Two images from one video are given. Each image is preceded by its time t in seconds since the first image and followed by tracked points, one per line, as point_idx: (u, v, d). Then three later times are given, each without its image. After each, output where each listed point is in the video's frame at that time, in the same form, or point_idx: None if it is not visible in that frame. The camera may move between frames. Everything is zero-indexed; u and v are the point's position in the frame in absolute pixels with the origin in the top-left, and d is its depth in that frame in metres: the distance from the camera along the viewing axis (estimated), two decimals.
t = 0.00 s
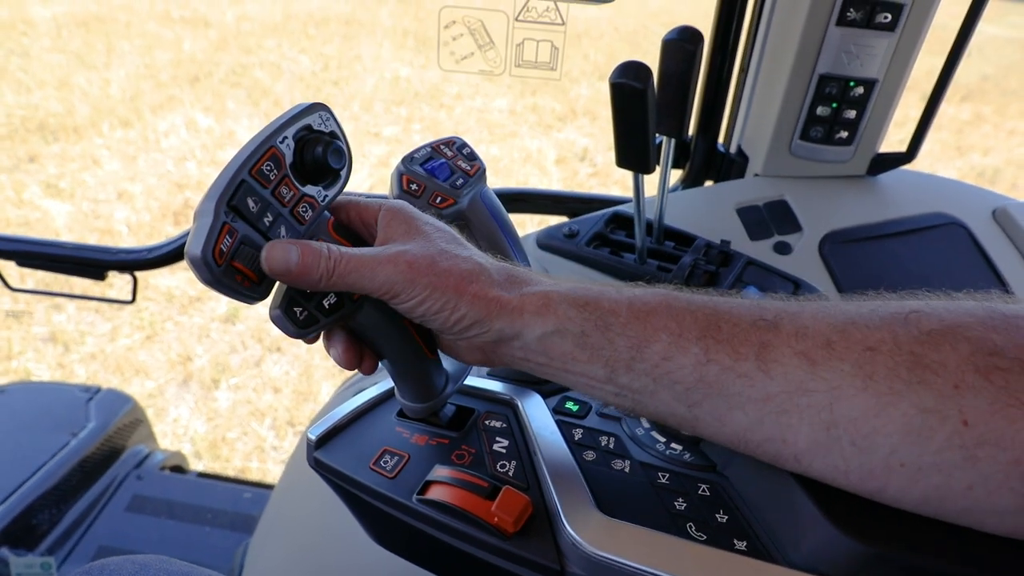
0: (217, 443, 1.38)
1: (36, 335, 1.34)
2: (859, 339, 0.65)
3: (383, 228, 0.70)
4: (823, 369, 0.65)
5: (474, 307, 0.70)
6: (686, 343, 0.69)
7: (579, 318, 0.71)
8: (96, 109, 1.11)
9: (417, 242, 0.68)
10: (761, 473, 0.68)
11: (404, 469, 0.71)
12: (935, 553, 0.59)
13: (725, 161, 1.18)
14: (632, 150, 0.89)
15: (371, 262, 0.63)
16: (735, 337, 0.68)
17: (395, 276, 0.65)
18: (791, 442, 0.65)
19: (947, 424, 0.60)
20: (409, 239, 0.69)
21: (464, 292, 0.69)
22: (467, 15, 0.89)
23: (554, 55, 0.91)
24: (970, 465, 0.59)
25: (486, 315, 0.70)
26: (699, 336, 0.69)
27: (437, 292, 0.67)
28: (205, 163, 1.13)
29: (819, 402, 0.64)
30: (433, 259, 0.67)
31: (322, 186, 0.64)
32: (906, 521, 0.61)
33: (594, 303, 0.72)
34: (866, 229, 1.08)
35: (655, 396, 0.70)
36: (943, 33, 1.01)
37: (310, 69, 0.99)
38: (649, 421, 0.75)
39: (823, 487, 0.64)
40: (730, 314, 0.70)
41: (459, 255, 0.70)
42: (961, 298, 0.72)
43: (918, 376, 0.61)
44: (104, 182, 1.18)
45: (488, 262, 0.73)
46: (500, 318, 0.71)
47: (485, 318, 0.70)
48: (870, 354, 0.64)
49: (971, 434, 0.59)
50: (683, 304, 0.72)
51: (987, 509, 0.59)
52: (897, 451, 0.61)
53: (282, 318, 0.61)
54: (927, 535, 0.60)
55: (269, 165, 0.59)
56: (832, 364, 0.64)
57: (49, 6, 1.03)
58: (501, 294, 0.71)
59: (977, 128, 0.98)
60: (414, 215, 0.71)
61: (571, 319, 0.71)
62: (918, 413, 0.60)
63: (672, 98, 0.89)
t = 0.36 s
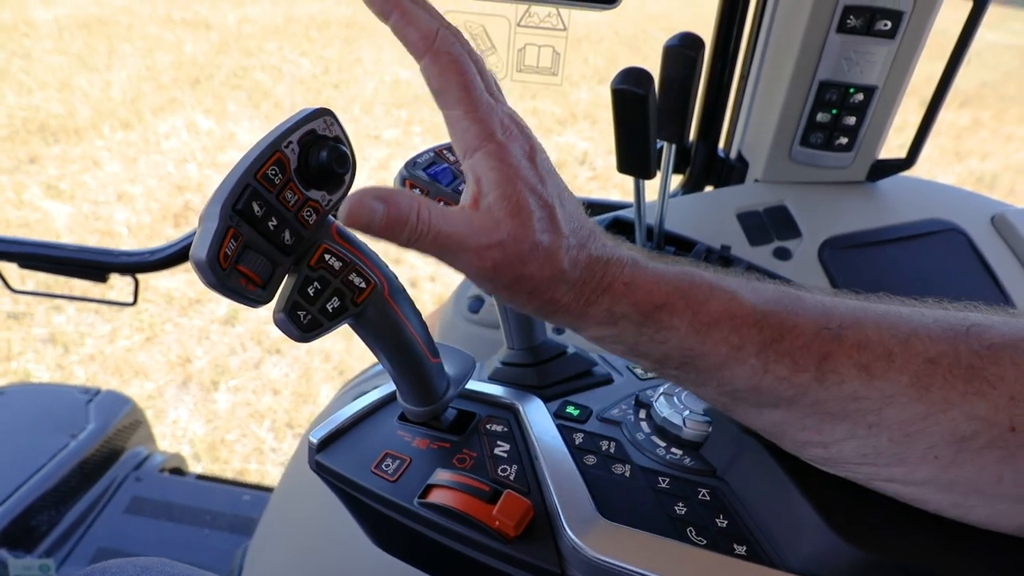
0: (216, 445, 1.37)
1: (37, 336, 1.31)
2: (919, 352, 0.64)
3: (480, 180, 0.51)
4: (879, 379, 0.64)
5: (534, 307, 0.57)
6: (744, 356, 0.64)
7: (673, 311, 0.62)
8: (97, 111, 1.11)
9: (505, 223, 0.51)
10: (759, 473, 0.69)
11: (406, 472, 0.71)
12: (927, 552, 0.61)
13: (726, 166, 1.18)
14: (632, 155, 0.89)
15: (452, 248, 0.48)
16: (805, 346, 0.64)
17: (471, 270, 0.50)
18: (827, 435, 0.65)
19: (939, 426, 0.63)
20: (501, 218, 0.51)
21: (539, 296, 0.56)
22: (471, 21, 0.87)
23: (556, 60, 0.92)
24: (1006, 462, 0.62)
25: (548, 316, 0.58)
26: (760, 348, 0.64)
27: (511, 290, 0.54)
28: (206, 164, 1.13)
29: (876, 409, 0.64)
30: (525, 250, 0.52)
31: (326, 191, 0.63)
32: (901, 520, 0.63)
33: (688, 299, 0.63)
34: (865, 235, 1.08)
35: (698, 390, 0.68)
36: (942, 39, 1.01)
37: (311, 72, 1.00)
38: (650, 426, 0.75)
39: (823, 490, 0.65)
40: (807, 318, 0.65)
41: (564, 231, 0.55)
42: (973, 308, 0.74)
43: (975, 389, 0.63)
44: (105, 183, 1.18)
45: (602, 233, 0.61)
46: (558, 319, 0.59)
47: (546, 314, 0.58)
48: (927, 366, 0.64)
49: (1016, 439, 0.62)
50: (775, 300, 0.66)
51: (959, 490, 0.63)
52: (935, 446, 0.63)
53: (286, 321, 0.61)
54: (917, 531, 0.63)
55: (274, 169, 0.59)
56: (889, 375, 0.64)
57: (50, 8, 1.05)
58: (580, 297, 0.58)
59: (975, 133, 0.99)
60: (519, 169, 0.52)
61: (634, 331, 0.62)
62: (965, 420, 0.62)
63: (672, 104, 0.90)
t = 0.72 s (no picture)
0: (213, 445, 1.38)
1: (31, 335, 1.34)
2: (912, 374, 0.64)
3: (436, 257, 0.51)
4: (874, 404, 0.63)
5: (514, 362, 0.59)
6: (735, 391, 0.64)
7: (657, 353, 0.63)
8: (94, 108, 1.09)
9: (467, 288, 0.52)
10: (764, 473, 0.68)
11: (410, 472, 0.70)
12: (940, 556, 0.61)
13: (729, 166, 1.21)
14: (637, 154, 0.89)
15: (412, 329, 0.51)
16: (793, 378, 0.64)
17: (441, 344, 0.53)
18: (825, 456, 0.65)
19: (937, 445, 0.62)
20: (467, 292, 0.52)
21: (516, 355, 0.58)
22: (473, 20, 0.89)
23: (558, 60, 0.92)
24: (1006, 475, 0.61)
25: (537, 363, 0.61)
26: (751, 382, 0.64)
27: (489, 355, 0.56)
28: (204, 163, 1.13)
29: (887, 434, 0.63)
30: (491, 317, 0.53)
31: (331, 189, 0.63)
32: (911, 523, 0.63)
33: (678, 338, 0.64)
34: (868, 236, 1.08)
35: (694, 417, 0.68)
36: (946, 40, 1.01)
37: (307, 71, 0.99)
38: (654, 426, 0.74)
39: (831, 495, 0.65)
40: (800, 347, 0.65)
41: (530, 291, 0.55)
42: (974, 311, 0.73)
43: (971, 406, 0.62)
44: (102, 181, 1.16)
45: (577, 275, 0.60)
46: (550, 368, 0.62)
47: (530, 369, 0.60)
48: (921, 390, 0.63)
49: (1015, 454, 0.61)
50: (770, 327, 0.66)
51: (961, 500, 0.62)
52: (935, 463, 0.63)
53: (290, 318, 0.59)
54: (930, 535, 0.62)
55: (279, 167, 0.59)
56: (885, 400, 0.63)
57: (48, 4, 1.02)
58: (564, 349, 0.60)
59: (977, 135, 1.03)
60: (476, 235, 0.51)
61: (620, 375, 0.64)
62: (962, 438, 0.62)
63: (677, 105, 0.89)
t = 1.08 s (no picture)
0: (208, 445, 1.34)
1: (24, 333, 1.29)
2: (924, 388, 0.62)
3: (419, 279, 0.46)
4: (885, 420, 0.61)
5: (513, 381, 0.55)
6: (743, 406, 0.62)
7: (663, 367, 0.60)
8: (89, 102, 1.08)
9: (452, 307, 0.46)
10: (773, 476, 0.67)
11: (413, 472, 0.69)
12: (950, 563, 0.60)
13: (735, 167, 1.21)
14: (643, 154, 0.87)
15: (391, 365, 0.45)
16: (802, 392, 0.62)
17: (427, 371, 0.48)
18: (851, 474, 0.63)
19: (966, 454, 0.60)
20: (451, 316, 0.46)
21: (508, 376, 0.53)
22: (477, 16, 0.88)
23: (564, 58, 0.90)
24: None
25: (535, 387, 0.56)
26: (759, 399, 0.62)
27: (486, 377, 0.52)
28: (200, 159, 1.11)
29: (905, 450, 0.61)
30: (481, 342, 0.48)
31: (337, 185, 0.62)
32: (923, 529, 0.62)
33: (686, 351, 0.61)
34: (873, 237, 1.07)
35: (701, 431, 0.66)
36: (956, 40, 1.01)
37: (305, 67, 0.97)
38: (660, 428, 0.73)
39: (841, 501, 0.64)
40: (813, 362, 0.63)
41: (521, 308, 0.49)
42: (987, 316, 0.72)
43: (983, 420, 0.60)
44: (97, 176, 1.14)
45: (579, 288, 0.55)
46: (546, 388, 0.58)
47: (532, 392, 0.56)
48: (931, 403, 0.61)
49: None
50: (779, 338, 0.64)
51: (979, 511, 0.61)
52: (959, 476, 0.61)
53: (295, 317, 0.58)
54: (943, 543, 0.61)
55: (285, 163, 0.58)
56: (895, 415, 0.61)
57: None
58: (561, 369, 0.55)
59: (987, 136, 1.02)
60: (459, 252, 0.46)
61: (625, 390, 0.60)
62: (972, 452, 0.60)
63: (684, 105, 0.88)
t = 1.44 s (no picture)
0: (211, 442, 1.36)
1: (30, 329, 1.32)
2: (917, 383, 0.61)
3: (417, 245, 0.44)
4: (878, 415, 0.61)
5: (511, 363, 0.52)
6: (737, 395, 0.61)
7: (656, 353, 0.57)
8: (94, 101, 1.08)
9: (452, 273, 0.44)
10: (778, 474, 0.67)
11: (417, 468, 0.70)
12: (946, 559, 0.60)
13: (738, 168, 1.22)
14: (648, 157, 0.89)
15: (382, 328, 0.43)
16: (796, 385, 0.61)
17: (420, 341, 0.45)
18: (859, 470, 0.62)
19: (978, 457, 0.60)
20: (448, 281, 0.44)
21: (505, 356, 0.50)
22: (482, 18, 0.88)
23: (568, 60, 0.91)
24: None
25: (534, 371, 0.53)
26: (752, 388, 0.60)
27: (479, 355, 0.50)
28: (204, 159, 1.11)
29: (902, 446, 0.61)
30: (478, 311, 0.45)
31: (344, 183, 0.62)
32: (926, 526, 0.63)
33: (682, 338, 0.59)
34: (874, 239, 1.08)
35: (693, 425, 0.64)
36: (957, 44, 1.01)
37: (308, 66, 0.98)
38: (663, 425, 0.74)
39: (846, 501, 0.64)
40: (804, 355, 0.62)
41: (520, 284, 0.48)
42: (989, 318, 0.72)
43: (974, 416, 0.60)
44: (101, 175, 1.14)
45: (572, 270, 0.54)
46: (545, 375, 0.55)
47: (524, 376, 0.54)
48: (925, 399, 0.61)
49: None
50: (773, 331, 0.62)
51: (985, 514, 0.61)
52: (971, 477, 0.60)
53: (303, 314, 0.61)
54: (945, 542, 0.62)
55: (293, 162, 0.58)
56: (888, 411, 0.61)
57: None
58: (561, 350, 0.53)
59: (985, 140, 1.04)
60: (457, 220, 0.45)
61: (628, 378, 0.58)
62: (964, 449, 0.60)
63: (686, 107, 0.89)
